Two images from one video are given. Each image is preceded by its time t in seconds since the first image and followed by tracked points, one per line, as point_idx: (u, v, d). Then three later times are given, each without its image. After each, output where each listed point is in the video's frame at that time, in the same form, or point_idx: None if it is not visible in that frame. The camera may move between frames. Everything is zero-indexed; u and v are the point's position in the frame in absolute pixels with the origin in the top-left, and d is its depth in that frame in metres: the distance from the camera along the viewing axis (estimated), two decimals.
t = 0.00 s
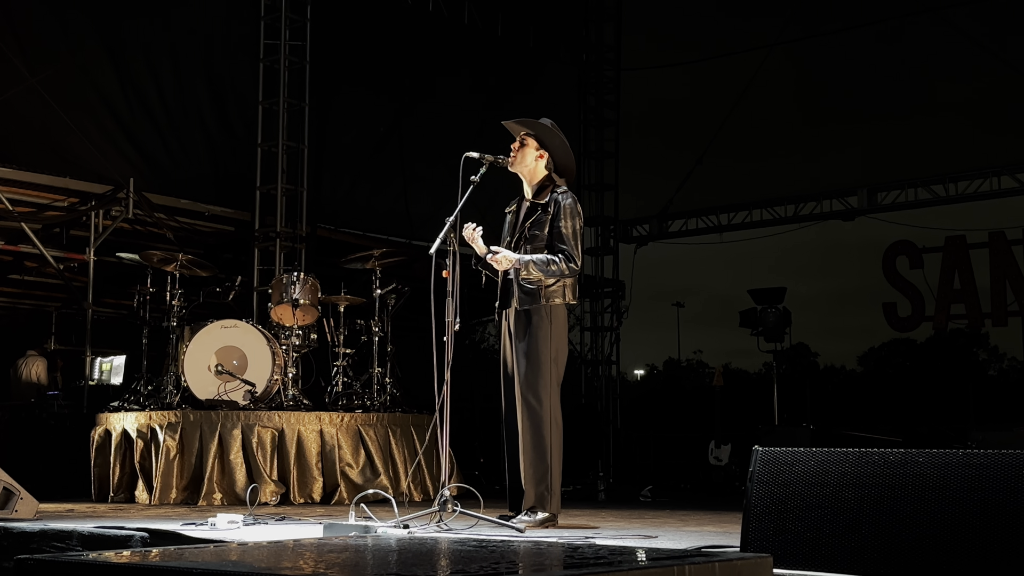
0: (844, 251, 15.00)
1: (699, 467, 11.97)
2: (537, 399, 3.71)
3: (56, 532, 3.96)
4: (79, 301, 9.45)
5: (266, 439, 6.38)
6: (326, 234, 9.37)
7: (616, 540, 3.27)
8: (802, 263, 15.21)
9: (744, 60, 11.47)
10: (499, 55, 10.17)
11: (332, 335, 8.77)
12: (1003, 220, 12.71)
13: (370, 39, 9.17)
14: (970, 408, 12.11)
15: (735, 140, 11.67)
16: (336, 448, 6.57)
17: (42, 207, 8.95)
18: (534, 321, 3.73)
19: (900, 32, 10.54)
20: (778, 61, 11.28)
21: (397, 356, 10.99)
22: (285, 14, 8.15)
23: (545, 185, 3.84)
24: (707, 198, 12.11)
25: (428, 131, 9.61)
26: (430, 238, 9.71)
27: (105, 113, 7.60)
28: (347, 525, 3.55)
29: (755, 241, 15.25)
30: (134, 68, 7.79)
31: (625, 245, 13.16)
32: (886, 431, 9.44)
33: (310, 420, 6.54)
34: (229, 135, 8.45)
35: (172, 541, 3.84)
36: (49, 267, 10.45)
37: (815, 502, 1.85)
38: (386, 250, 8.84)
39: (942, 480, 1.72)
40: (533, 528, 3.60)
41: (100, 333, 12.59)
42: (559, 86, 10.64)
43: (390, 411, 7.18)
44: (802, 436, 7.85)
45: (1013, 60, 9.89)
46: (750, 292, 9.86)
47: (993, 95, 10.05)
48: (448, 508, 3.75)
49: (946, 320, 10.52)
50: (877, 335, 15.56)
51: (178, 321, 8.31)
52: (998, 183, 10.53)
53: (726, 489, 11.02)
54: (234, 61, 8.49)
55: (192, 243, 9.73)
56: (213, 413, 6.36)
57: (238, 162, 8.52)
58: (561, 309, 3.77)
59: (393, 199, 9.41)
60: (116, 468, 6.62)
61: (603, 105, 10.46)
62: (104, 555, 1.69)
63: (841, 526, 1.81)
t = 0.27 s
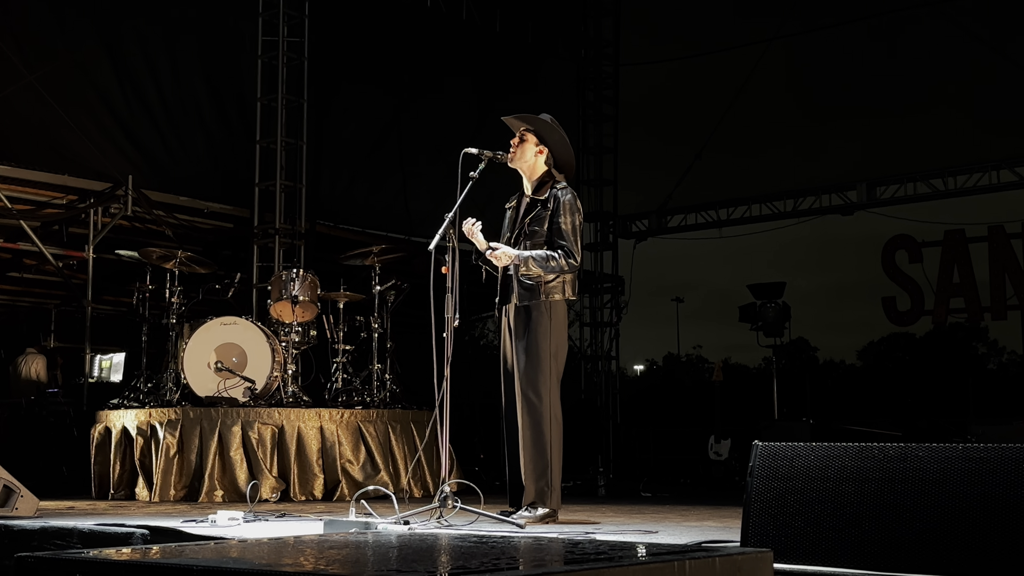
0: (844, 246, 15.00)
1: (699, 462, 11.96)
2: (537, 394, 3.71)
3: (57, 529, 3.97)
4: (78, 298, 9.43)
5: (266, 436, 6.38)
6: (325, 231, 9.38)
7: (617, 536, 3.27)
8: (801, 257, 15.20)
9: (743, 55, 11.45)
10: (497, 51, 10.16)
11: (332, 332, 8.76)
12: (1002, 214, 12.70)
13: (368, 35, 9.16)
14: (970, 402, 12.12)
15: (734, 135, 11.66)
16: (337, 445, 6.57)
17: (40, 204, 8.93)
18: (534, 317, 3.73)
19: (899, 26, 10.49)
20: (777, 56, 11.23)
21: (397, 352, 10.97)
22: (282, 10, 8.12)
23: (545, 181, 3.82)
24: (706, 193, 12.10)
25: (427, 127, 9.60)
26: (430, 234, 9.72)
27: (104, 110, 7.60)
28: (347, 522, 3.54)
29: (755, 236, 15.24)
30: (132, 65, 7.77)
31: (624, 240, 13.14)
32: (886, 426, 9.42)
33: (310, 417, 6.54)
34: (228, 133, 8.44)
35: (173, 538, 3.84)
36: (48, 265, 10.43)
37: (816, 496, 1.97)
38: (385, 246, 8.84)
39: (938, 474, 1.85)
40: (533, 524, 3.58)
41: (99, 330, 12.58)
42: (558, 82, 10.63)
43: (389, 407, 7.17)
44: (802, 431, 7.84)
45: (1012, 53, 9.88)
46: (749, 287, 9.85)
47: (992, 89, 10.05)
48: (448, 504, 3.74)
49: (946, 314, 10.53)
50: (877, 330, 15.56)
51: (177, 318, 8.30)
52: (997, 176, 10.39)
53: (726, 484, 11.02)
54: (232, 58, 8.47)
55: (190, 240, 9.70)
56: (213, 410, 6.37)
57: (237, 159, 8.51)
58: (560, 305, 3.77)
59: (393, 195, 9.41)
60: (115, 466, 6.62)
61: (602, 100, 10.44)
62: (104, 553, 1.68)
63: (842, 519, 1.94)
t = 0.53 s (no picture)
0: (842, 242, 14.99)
1: (698, 458, 11.96)
2: (536, 390, 3.71)
3: (56, 528, 3.97)
4: (76, 296, 9.42)
5: (265, 433, 6.38)
6: (323, 228, 9.40)
7: (616, 532, 3.27)
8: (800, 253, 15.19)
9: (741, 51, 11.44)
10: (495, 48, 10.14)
11: (331, 330, 8.76)
12: (1000, 209, 12.70)
13: (364, 32, 9.13)
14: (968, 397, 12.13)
15: (732, 131, 11.66)
16: (336, 442, 6.57)
17: (38, 202, 8.92)
18: (533, 313, 3.73)
19: (897, 21, 10.50)
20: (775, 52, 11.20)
21: (395, 350, 10.97)
22: (280, 7, 8.10)
23: (543, 178, 3.82)
24: (704, 189, 12.10)
25: (425, 125, 9.59)
26: (428, 231, 9.72)
27: (102, 108, 7.59)
28: (346, 519, 3.54)
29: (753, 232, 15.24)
30: (129, 63, 7.76)
31: (623, 237, 13.13)
32: (885, 421, 9.42)
33: (309, 414, 6.55)
34: (226, 131, 8.43)
35: (173, 536, 3.84)
36: (46, 263, 10.43)
37: (815, 492, 1.99)
38: (384, 244, 8.83)
39: (936, 469, 1.87)
40: (532, 520, 3.59)
41: (97, 328, 12.56)
42: (556, 78, 10.62)
43: (388, 404, 7.17)
44: (801, 427, 7.85)
45: (1009, 49, 9.89)
46: (748, 283, 9.85)
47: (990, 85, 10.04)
48: (446, 501, 3.73)
49: (944, 310, 10.53)
50: (876, 326, 15.57)
51: (175, 316, 8.29)
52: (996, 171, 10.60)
53: (725, 480, 11.04)
54: (229, 56, 8.45)
55: (188, 238, 9.68)
56: (212, 408, 6.37)
57: (235, 157, 8.51)
58: (559, 301, 3.76)
59: (391, 193, 9.41)
60: (115, 464, 6.62)
61: (600, 97, 10.42)
62: (104, 552, 1.68)
63: (838, 514, 1.95)
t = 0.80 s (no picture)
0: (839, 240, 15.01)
1: (694, 456, 11.98)
2: (533, 389, 3.71)
3: (53, 527, 3.98)
4: (73, 296, 9.41)
5: (262, 432, 6.38)
6: (321, 227, 9.41)
7: (613, 530, 3.27)
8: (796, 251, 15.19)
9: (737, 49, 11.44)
10: (492, 46, 10.13)
11: (328, 329, 8.76)
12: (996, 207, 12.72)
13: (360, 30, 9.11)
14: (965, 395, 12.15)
15: (728, 130, 11.66)
16: (333, 441, 6.56)
17: (34, 201, 8.90)
18: (530, 312, 3.72)
19: (894, 19, 10.51)
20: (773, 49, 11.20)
21: (392, 348, 10.97)
22: (275, 6, 8.08)
23: (540, 176, 3.82)
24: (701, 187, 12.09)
25: (421, 123, 9.59)
26: (424, 230, 9.73)
27: (97, 107, 7.57)
28: (343, 518, 3.54)
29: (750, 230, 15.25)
30: (125, 62, 7.74)
31: (619, 235, 13.13)
32: (881, 419, 9.43)
33: (306, 413, 6.54)
34: (223, 131, 8.42)
35: (170, 535, 3.84)
36: (42, 263, 10.41)
37: (812, 490, 2.01)
38: (380, 243, 8.83)
39: (935, 467, 1.88)
40: (529, 519, 3.59)
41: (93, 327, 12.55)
42: (552, 77, 10.62)
43: (384, 403, 7.17)
44: (798, 425, 7.85)
45: (1004, 46, 9.92)
46: (745, 281, 9.85)
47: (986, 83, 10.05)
48: (444, 499, 3.73)
49: (940, 308, 10.55)
50: (872, 323, 15.59)
51: (172, 316, 8.29)
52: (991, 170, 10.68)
53: (722, 477, 11.04)
54: (225, 55, 8.43)
55: (185, 237, 9.67)
56: (209, 408, 6.36)
57: (231, 157, 8.50)
58: (556, 300, 3.76)
59: (387, 191, 9.41)
60: (112, 464, 6.62)
61: (597, 95, 10.42)
62: (101, 552, 1.68)
63: (835, 512, 1.97)
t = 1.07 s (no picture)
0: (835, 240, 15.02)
1: (691, 455, 12.00)
2: (529, 389, 3.71)
3: (48, 528, 3.97)
4: (69, 296, 9.40)
5: (258, 433, 6.37)
6: (318, 227, 9.46)
7: (609, 530, 3.27)
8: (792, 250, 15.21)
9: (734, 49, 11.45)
10: (488, 46, 10.13)
11: (324, 329, 8.76)
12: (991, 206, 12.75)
13: (356, 30, 9.11)
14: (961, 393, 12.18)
15: (724, 129, 11.67)
16: (330, 441, 6.56)
17: (30, 201, 8.89)
18: (526, 312, 3.72)
19: (889, 19, 10.57)
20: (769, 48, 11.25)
21: (389, 348, 10.97)
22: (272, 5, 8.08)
23: (536, 176, 3.82)
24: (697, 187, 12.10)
25: (417, 123, 9.58)
26: (421, 230, 9.72)
27: (94, 107, 7.57)
28: (339, 518, 3.54)
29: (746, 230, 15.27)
30: (121, 62, 7.73)
31: (616, 235, 13.14)
32: (877, 418, 9.45)
33: (302, 413, 6.53)
34: (220, 131, 8.41)
35: (165, 536, 3.84)
36: (37, 263, 10.39)
37: (808, 490, 2.02)
38: (377, 242, 8.83)
39: (931, 465, 1.89)
40: (525, 520, 3.59)
41: (89, 328, 12.53)
42: (549, 77, 10.62)
43: (381, 403, 7.17)
44: (794, 424, 7.87)
45: (1000, 46, 9.95)
46: (741, 280, 9.87)
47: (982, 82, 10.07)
48: (440, 500, 3.73)
49: (937, 307, 10.57)
50: (868, 323, 15.61)
51: (168, 316, 8.28)
52: (987, 170, 10.60)
53: (718, 477, 11.06)
54: (221, 54, 8.42)
55: (181, 238, 9.67)
56: (205, 408, 6.35)
57: (228, 157, 8.50)
58: (553, 300, 3.76)
59: (383, 191, 9.40)
60: (108, 464, 6.61)
61: (593, 95, 10.43)
62: (95, 553, 1.67)
63: (831, 512, 1.98)
